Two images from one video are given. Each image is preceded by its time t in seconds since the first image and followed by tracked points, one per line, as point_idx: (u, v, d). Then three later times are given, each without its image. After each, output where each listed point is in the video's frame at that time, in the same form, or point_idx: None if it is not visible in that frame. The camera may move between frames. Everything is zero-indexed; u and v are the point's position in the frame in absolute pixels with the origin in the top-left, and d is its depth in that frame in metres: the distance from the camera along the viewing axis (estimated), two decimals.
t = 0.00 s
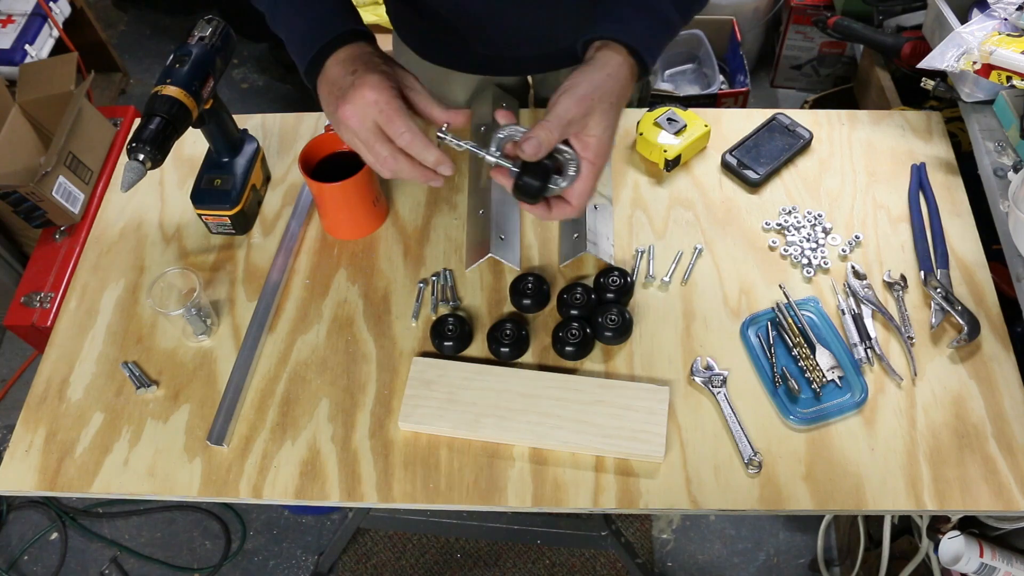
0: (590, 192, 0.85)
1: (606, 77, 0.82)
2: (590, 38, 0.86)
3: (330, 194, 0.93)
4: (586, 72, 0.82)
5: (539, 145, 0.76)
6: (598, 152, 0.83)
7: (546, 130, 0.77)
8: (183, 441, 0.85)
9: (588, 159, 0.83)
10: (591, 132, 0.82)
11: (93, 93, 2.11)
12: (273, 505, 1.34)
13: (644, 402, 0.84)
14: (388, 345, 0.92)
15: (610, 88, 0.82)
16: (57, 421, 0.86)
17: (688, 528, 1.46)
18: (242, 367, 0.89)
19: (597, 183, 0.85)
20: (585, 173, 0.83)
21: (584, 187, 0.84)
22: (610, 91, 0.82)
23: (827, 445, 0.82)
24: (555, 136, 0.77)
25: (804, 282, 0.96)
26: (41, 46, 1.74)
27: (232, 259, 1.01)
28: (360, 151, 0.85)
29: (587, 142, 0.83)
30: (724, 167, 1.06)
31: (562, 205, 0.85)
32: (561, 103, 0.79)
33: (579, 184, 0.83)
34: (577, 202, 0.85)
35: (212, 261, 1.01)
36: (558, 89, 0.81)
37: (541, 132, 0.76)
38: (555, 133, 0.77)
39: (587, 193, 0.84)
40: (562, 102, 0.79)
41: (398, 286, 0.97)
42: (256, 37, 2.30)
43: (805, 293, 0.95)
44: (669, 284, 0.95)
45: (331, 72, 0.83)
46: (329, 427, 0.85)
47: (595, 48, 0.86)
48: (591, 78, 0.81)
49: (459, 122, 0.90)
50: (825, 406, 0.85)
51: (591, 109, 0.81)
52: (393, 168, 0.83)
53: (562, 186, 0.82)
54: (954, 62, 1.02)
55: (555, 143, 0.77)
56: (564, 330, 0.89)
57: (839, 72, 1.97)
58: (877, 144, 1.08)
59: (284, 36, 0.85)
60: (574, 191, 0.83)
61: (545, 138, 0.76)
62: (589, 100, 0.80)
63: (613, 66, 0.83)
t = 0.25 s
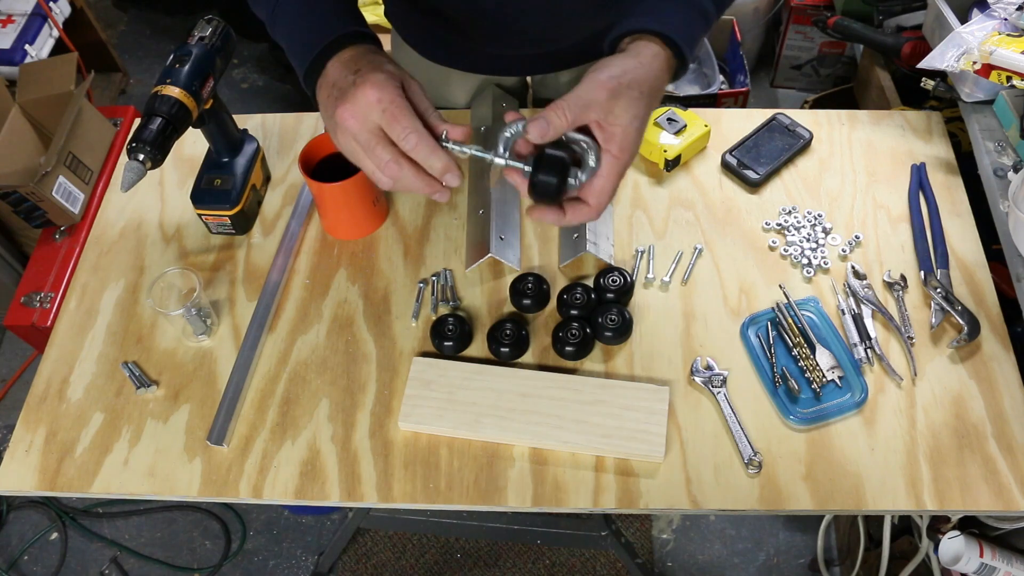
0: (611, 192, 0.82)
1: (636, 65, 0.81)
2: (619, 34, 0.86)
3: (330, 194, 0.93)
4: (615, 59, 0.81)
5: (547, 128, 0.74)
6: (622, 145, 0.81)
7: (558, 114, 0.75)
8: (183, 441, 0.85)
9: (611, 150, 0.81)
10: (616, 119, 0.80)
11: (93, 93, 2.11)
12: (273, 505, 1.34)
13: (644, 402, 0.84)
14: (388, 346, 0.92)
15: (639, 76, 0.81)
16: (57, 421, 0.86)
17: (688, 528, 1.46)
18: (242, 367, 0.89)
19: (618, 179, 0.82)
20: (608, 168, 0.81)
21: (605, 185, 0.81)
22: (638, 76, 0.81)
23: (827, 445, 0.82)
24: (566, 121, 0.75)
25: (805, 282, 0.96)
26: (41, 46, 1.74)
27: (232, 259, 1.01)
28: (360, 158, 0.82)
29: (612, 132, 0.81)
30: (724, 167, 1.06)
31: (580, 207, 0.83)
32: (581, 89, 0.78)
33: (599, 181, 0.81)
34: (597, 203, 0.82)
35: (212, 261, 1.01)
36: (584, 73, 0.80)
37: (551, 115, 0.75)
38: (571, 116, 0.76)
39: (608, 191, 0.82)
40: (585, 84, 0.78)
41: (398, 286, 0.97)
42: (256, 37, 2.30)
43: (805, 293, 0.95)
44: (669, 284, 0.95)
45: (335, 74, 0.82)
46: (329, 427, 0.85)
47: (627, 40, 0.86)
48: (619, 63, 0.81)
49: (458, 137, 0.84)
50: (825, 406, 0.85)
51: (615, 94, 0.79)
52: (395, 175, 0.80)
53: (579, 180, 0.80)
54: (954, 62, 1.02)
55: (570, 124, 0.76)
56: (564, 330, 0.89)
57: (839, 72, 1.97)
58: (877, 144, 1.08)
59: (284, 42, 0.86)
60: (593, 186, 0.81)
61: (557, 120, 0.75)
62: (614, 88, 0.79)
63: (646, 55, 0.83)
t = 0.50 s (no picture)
0: (613, 220, 0.83)
1: (643, 83, 0.81)
2: (620, 45, 0.86)
3: (330, 194, 0.94)
4: (620, 77, 0.80)
5: (554, 158, 0.72)
6: (626, 169, 0.82)
7: (564, 142, 0.73)
8: (183, 440, 0.85)
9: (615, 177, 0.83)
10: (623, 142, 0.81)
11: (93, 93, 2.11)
12: (273, 505, 1.34)
13: (644, 402, 0.84)
14: (388, 345, 0.92)
15: (645, 94, 0.80)
16: (57, 422, 0.86)
17: (688, 528, 1.46)
18: (242, 367, 0.89)
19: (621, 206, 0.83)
20: (612, 195, 0.82)
21: (608, 212, 0.82)
22: (645, 96, 0.80)
23: (827, 445, 0.82)
24: (571, 150, 0.73)
25: (804, 282, 0.96)
26: (41, 46, 1.74)
27: (232, 259, 1.01)
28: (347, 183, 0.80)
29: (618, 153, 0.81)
30: (724, 167, 1.06)
31: (581, 234, 0.82)
32: (586, 112, 0.76)
33: (603, 210, 0.82)
34: (597, 230, 0.82)
35: (212, 261, 1.01)
36: (587, 93, 0.79)
37: (557, 143, 0.72)
38: (580, 143, 0.74)
39: (611, 218, 0.82)
40: (591, 106, 0.77)
41: (398, 286, 0.97)
42: (256, 37, 2.30)
43: (805, 293, 0.95)
44: (669, 284, 0.95)
45: (331, 93, 0.80)
46: (329, 427, 0.85)
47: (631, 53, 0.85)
48: (625, 82, 0.80)
49: (453, 165, 0.81)
50: (825, 406, 0.85)
51: (622, 116, 0.78)
52: (381, 207, 0.78)
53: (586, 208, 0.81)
54: (954, 62, 1.02)
55: (579, 152, 0.74)
56: (564, 330, 0.89)
57: (839, 72, 1.97)
58: (877, 144, 1.08)
59: (280, 53, 0.84)
60: (598, 213, 0.82)
61: (563, 150, 0.72)
62: (620, 110, 0.78)
63: (651, 70, 0.83)
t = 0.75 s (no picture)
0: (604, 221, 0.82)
1: (641, 82, 0.81)
2: (615, 43, 0.85)
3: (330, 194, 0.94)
4: (617, 76, 0.80)
5: (548, 155, 0.71)
6: (621, 167, 0.82)
7: (559, 139, 0.72)
8: (183, 440, 0.85)
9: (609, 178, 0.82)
10: (617, 143, 0.81)
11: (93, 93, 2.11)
12: (273, 505, 1.34)
13: (644, 402, 0.84)
14: (388, 345, 0.92)
15: (642, 94, 0.81)
16: (57, 422, 0.86)
17: (688, 528, 1.46)
18: (242, 367, 0.89)
19: (612, 209, 0.82)
20: (606, 194, 0.81)
21: (600, 212, 0.81)
22: (641, 98, 0.81)
23: (827, 445, 0.82)
24: (566, 148, 0.73)
25: (805, 282, 0.96)
26: (41, 46, 1.74)
27: (232, 259, 1.01)
28: (327, 185, 0.79)
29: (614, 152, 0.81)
30: (724, 167, 1.06)
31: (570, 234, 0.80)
32: (581, 109, 0.76)
33: (595, 209, 0.80)
34: (584, 231, 0.81)
35: (213, 261, 1.01)
36: (582, 92, 0.79)
37: (551, 141, 0.72)
38: (575, 141, 0.73)
39: (603, 218, 0.81)
40: (586, 105, 0.76)
41: (398, 286, 0.97)
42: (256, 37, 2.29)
43: (805, 293, 0.95)
44: (669, 284, 0.95)
45: (322, 93, 0.79)
46: (329, 427, 0.85)
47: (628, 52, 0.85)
48: (620, 83, 0.80)
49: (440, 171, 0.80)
50: (825, 406, 0.85)
51: (616, 116, 0.78)
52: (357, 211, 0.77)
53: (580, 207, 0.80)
54: (954, 62, 1.02)
55: (574, 150, 0.73)
56: (564, 330, 0.89)
57: (839, 72, 1.97)
58: (877, 144, 1.08)
59: (264, 54, 0.83)
60: (589, 214, 0.80)
61: (558, 147, 0.72)
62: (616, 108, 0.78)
63: (649, 70, 0.83)
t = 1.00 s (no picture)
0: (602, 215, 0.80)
1: (632, 76, 0.82)
2: (610, 41, 0.86)
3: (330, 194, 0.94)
4: (608, 70, 0.81)
5: (538, 146, 0.72)
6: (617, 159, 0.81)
7: (550, 130, 0.73)
8: (183, 440, 0.85)
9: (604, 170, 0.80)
10: (612, 135, 0.81)
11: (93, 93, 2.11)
12: (273, 505, 1.34)
13: (644, 402, 0.84)
14: (388, 345, 0.92)
15: (634, 87, 0.81)
16: (57, 422, 0.86)
17: (688, 528, 1.46)
18: (242, 367, 0.89)
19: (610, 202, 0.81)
20: (603, 187, 0.80)
21: (597, 205, 0.79)
22: (632, 92, 0.81)
23: (827, 445, 0.82)
24: (557, 138, 0.74)
25: (805, 282, 0.96)
26: (41, 46, 1.74)
27: (232, 259, 1.01)
28: (338, 193, 0.80)
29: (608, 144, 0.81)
30: (724, 167, 1.06)
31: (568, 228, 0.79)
32: (572, 100, 0.77)
33: (593, 201, 0.79)
34: (584, 223, 0.79)
35: (213, 261, 1.01)
36: (574, 86, 0.80)
37: (542, 129, 0.73)
38: (565, 130, 0.74)
39: (601, 211, 0.80)
40: (576, 97, 0.77)
41: (398, 286, 0.97)
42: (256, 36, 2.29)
43: (805, 293, 0.95)
44: (669, 284, 0.95)
45: (319, 100, 0.80)
46: (329, 427, 0.85)
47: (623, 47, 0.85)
48: (611, 77, 0.81)
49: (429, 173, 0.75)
50: (825, 406, 0.85)
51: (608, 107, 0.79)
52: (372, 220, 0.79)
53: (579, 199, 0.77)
54: (954, 62, 1.02)
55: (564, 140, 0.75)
56: (564, 330, 0.89)
57: (839, 72, 1.97)
58: (877, 144, 1.08)
59: (260, 48, 0.83)
60: (587, 206, 0.78)
61: (549, 136, 0.73)
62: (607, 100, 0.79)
63: (642, 64, 0.83)
